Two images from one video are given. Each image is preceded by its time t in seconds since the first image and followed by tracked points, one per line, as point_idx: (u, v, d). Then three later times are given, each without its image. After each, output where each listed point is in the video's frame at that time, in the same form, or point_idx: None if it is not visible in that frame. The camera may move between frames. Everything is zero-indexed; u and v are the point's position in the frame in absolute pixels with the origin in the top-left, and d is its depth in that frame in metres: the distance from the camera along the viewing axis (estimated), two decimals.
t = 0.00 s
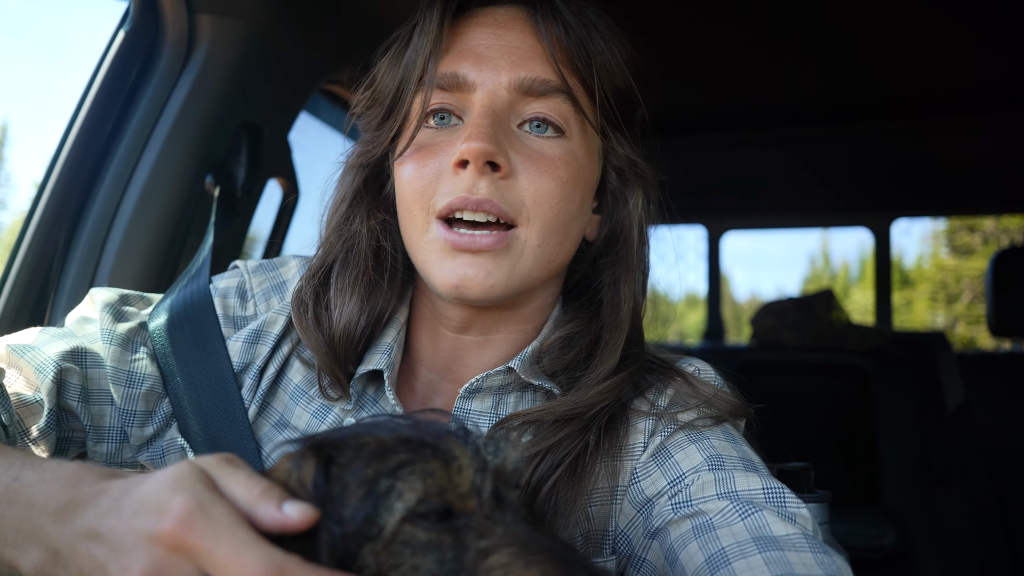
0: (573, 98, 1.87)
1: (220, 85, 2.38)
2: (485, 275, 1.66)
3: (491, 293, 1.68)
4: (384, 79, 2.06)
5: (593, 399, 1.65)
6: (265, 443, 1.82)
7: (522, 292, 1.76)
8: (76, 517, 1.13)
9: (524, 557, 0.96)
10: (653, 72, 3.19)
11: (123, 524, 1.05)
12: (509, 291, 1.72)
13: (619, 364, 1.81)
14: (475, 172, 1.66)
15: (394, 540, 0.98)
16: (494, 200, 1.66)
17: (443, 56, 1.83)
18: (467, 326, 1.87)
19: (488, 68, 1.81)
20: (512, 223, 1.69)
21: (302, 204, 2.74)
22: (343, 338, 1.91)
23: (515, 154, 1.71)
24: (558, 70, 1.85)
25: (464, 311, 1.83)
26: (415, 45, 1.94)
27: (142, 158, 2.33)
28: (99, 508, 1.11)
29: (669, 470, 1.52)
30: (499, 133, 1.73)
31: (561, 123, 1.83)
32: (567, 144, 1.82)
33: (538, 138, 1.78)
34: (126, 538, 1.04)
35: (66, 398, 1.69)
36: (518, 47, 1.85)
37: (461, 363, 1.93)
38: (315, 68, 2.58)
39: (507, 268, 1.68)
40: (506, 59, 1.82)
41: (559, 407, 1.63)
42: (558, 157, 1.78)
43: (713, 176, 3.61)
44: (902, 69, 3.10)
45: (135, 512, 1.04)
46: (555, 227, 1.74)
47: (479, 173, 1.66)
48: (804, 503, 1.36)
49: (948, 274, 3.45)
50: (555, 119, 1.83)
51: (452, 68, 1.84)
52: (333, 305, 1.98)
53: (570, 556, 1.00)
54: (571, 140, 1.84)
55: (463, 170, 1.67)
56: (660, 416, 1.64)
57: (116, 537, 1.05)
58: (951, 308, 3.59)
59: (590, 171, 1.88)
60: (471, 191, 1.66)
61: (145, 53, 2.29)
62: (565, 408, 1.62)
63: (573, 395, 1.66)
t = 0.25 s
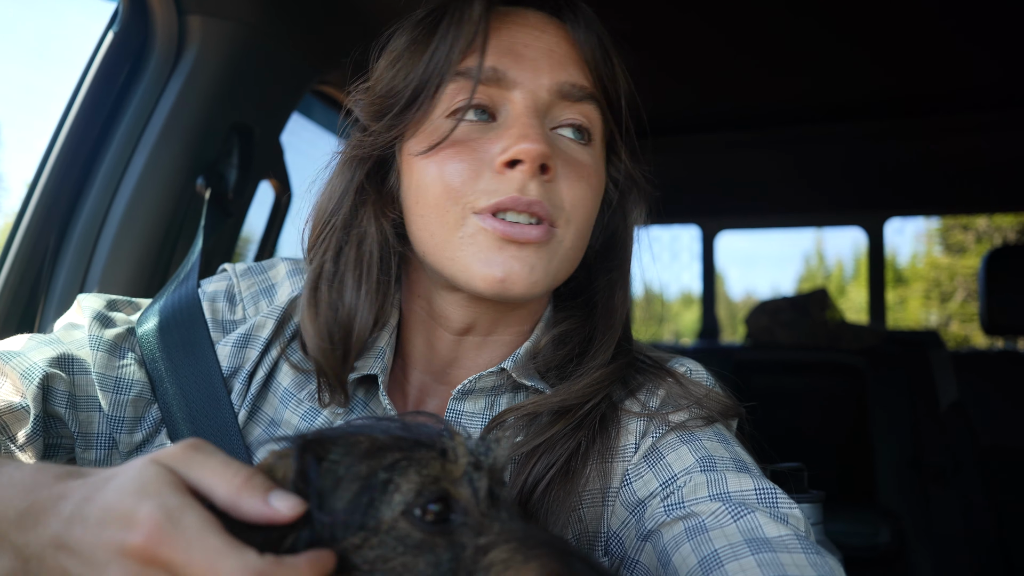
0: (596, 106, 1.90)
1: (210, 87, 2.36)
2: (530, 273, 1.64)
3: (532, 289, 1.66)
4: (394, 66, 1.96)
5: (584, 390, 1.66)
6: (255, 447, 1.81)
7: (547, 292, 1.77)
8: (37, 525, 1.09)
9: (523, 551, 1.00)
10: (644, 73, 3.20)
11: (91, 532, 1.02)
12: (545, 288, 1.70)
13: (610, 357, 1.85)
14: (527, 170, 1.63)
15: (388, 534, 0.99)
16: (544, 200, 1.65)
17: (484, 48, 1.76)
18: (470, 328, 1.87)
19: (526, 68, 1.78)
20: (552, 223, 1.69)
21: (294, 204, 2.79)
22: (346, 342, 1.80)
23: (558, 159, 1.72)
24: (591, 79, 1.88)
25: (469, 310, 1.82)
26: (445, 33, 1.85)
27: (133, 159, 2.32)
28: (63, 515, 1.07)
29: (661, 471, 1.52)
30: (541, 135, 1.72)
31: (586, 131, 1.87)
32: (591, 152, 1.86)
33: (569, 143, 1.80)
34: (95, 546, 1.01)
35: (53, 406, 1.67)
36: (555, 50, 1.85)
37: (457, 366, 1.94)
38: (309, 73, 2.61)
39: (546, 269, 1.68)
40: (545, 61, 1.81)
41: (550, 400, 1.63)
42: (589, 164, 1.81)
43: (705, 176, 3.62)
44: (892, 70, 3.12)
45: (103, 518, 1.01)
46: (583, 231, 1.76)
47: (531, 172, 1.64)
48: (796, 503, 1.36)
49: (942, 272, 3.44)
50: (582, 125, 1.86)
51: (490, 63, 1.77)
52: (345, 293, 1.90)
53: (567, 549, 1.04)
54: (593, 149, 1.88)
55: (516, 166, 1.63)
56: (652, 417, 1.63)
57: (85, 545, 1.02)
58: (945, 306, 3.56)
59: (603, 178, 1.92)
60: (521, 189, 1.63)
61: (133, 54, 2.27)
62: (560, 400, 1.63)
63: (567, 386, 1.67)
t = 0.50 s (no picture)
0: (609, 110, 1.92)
1: (213, 88, 2.36)
2: (549, 274, 1.65)
3: (550, 292, 1.67)
4: (411, 62, 1.92)
5: (585, 389, 1.68)
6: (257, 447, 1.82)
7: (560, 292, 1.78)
8: (43, 513, 1.09)
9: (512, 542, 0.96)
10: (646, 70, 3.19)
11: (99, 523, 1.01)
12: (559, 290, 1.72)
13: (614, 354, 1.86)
14: (553, 171, 1.64)
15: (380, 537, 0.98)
16: (566, 203, 1.67)
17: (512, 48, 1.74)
18: (475, 328, 1.88)
19: (551, 69, 1.78)
20: (570, 226, 1.70)
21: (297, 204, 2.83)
22: (358, 343, 1.83)
23: (581, 163, 1.74)
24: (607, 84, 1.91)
25: (475, 310, 1.82)
26: (468, 30, 1.82)
27: (136, 160, 2.33)
28: (65, 505, 1.07)
29: (663, 469, 1.52)
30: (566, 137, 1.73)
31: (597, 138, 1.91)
32: (603, 157, 1.89)
33: (585, 147, 1.84)
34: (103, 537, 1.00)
35: (55, 407, 1.68)
36: (576, 53, 1.86)
37: (458, 367, 1.96)
38: (309, 72, 2.60)
39: (564, 270, 1.69)
40: (567, 64, 1.82)
41: (552, 398, 1.65)
42: (605, 169, 1.84)
43: (708, 175, 3.65)
44: (896, 66, 3.10)
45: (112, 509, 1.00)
46: (597, 233, 1.78)
47: (557, 174, 1.64)
48: (797, 501, 1.36)
49: (946, 269, 3.38)
50: (596, 126, 1.91)
51: (517, 63, 1.76)
52: (363, 293, 1.95)
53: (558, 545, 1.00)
54: (605, 154, 1.91)
55: (544, 166, 1.63)
56: (653, 415, 1.64)
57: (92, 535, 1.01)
58: (949, 303, 3.49)
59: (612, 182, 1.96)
60: (545, 191, 1.64)
61: (137, 55, 2.28)
62: (563, 399, 1.65)
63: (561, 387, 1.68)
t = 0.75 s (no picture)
0: (610, 116, 1.94)
1: (212, 94, 2.37)
2: (556, 274, 1.63)
3: (557, 289, 1.65)
4: (410, 64, 1.93)
5: (587, 393, 1.68)
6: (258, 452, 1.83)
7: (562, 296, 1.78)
8: (48, 510, 1.12)
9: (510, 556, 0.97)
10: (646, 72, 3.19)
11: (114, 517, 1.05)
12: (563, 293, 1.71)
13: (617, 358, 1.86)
14: (556, 174, 1.64)
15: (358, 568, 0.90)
16: (570, 206, 1.66)
17: (514, 52, 1.75)
18: (478, 334, 1.89)
19: (552, 75, 1.79)
20: (574, 229, 1.70)
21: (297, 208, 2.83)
22: (354, 343, 1.85)
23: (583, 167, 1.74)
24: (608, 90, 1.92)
25: (478, 313, 1.84)
26: (470, 33, 1.83)
27: (136, 165, 2.33)
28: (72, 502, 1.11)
29: (661, 473, 1.52)
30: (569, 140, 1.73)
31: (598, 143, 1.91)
32: (604, 161, 1.89)
33: (587, 152, 1.85)
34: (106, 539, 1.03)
35: (58, 413, 1.68)
36: (577, 59, 1.87)
37: (458, 371, 1.96)
38: (308, 75, 2.60)
39: (568, 274, 1.68)
40: (569, 69, 1.83)
41: (551, 403, 1.66)
42: (606, 174, 1.84)
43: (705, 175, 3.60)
44: (897, 67, 3.09)
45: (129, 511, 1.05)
46: (600, 237, 1.78)
47: (560, 177, 1.64)
48: (796, 503, 1.36)
49: (949, 268, 3.51)
50: (593, 137, 1.91)
51: (518, 68, 1.77)
52: (363, 293, 1.95)
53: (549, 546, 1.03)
54: (605, 159, 1.91)
55: (547, 169, 1.63)
56: (651, 418, 1.64)
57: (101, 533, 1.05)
58: (953, 302, 3.64)
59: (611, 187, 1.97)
60: (546, 194, 1.64)
61: (137, 62, 2.28)
62: (564, 403, 1.66)
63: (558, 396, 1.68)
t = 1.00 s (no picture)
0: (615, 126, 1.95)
1: (212, 98, 2.37)
2: (559, 289, 1.64)
3: (559, 310, 1.67)
4: (421, 67, 1.92)
5: (588, 399, 1.69)
6: (257, 457, 1.83)
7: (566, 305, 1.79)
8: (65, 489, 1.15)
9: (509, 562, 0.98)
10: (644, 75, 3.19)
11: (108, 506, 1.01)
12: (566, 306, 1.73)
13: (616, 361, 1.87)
14: (566, 183, 1.64)
15: None
16: (579, 217, 1.67)
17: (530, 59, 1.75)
18: (478, 339, 1.90)
19: (564, 83, 1.80)
20: (579, 241, 1.71)
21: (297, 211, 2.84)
22: (359, 348, 1.84)
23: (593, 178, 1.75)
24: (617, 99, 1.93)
25: (479, 321, 1.84)
26: (483, 39, 1.82)
27: (136, 169, 2.34)
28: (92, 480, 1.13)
29: (659, 477, 1.52)
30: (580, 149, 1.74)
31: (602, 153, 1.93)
32: (610, 171, 1.91)
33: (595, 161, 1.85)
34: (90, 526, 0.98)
35: (52, 415, 1.68)
36: (587, 67, 1.87)
37: (454, 374, 1.97)
38: (307, 81, 2.61)
39: (573, 286, 1.70)
40: (580, 78, 1.83)
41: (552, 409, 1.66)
42: (612, 184, 1.86)
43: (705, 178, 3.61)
44: (895, 69, 3.09)
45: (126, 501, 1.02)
46: (603, 249, 1.80)
47: (571, 187, 1.64)
48: (794, 507, 1.36)
49: (949, 270, 3.48)
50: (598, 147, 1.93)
51: (532, 74, 1.77)
52: (368, 293, 1.94)
53: None
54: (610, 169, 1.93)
55: (557, 179, 1.64)
56: (649, 422, 1.65)
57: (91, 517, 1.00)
58: (954, 305, 3.60)
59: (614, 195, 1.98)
60: (556, 205, 1.64)
61: (137, 65, 2.29)
62: (566, 411, 1.66)
63: (559, 406, 1.68)
